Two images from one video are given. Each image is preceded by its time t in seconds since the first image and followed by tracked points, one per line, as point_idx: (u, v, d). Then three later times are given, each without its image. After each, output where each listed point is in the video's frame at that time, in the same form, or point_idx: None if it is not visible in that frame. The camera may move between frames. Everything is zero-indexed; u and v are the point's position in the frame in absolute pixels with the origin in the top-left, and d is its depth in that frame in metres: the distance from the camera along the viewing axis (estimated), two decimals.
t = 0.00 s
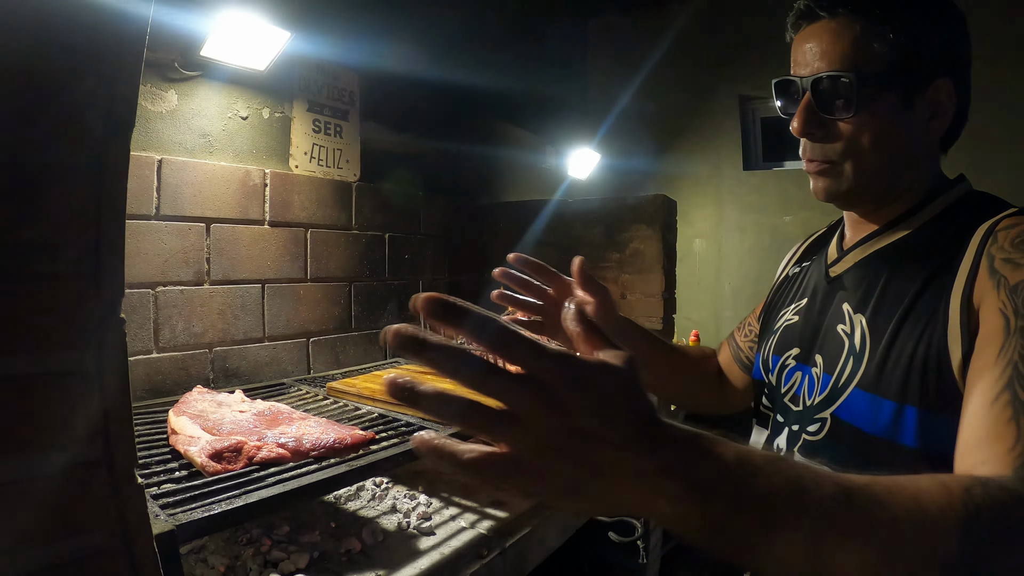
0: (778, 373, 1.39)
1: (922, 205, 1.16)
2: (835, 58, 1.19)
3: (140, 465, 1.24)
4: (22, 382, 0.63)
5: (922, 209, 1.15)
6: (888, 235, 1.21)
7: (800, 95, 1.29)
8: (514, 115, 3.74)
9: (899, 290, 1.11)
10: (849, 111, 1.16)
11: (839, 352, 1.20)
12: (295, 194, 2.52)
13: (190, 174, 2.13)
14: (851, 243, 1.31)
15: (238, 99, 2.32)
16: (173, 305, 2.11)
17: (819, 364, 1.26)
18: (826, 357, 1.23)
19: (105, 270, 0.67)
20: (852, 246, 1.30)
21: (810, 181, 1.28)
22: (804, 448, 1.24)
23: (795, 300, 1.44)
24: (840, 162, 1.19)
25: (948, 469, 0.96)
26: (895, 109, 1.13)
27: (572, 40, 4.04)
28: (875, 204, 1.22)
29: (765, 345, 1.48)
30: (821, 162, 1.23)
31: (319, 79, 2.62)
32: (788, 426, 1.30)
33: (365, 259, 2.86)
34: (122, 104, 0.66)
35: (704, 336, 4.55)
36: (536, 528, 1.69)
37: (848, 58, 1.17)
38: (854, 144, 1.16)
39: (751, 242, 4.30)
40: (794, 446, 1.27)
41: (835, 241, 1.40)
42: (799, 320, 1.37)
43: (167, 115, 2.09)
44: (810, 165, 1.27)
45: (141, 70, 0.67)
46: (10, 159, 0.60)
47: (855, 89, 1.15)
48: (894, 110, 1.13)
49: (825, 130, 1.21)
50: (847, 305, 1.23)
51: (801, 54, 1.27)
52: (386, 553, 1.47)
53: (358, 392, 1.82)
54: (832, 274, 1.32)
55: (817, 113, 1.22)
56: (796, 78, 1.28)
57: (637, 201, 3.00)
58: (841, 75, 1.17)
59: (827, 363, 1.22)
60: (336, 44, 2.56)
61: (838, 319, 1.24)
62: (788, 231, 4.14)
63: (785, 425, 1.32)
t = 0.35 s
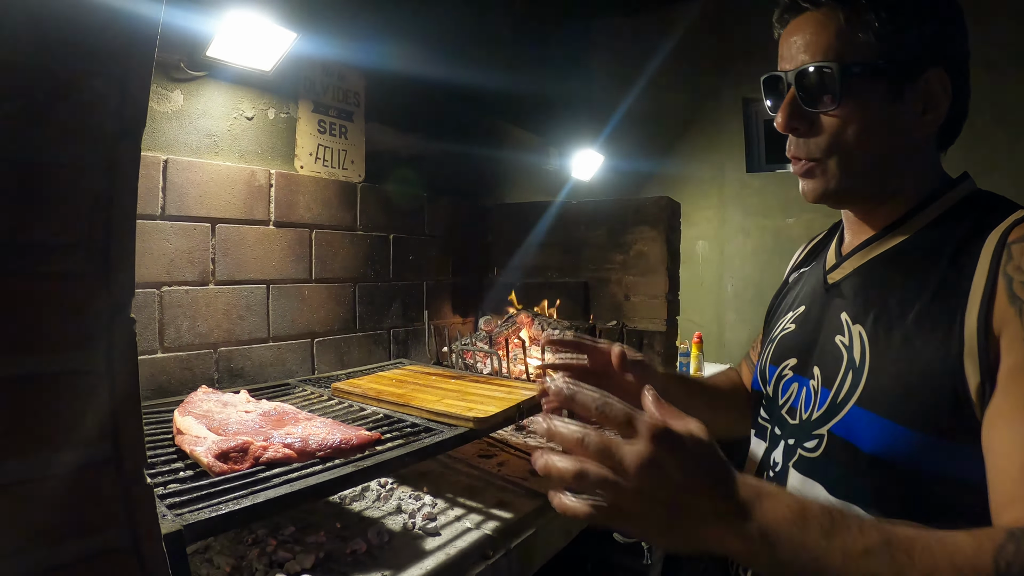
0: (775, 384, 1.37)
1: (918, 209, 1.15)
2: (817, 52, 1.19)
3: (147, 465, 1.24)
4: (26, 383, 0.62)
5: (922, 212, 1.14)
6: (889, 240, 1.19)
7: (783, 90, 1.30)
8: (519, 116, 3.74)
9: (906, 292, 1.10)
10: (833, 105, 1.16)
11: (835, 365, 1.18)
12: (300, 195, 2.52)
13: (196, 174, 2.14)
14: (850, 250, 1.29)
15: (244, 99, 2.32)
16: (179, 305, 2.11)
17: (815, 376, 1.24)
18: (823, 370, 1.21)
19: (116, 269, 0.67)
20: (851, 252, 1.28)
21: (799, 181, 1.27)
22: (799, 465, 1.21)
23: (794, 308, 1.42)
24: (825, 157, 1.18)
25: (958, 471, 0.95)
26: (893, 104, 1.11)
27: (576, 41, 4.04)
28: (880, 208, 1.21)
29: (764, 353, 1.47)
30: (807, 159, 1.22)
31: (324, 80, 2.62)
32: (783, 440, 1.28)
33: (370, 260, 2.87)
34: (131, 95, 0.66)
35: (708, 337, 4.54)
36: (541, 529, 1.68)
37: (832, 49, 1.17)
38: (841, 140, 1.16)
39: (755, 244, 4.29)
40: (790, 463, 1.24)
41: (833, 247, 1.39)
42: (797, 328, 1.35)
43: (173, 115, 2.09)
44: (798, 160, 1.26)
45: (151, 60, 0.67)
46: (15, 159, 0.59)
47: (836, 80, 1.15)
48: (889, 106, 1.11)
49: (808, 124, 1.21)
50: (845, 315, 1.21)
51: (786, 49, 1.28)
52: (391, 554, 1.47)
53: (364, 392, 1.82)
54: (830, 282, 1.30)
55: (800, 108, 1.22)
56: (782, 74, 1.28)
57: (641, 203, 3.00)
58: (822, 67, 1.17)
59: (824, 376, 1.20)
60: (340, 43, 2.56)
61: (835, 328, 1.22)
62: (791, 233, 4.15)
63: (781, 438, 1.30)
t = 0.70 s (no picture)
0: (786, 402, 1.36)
1: (926, 215, 1.14)
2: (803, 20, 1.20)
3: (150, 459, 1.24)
4: (27, 375, 0.61)
5: (931, 218, 1.13)
6: (901, 242, 1.17)
7: (779, 63, 1.31)
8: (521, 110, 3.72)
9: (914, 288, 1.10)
10: (812, 74, 1.17)
11: (847, 388, 1.17)
12: (302, 189, 2.50)
13: (197, 168, 2.12)
14: (858, 257, 1.28)
15: (246, 93, 2.30)
16: (180, 299, 2.10)
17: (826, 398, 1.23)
18: (833, 391, 1.20)
19: (119, 261, 0.66)
20: (861, 257, 1.27)
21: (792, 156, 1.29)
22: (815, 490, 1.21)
23: (803, 315, 1.41)
24: (810, 131, 1.19)
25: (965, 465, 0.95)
26: (888, 80, 1.09)
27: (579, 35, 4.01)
28: (886, 202, 1.20)
29: (774, 364, 1.46)
30: (795, 133, 1.25)
31: (326, 73, 2.60)
32: (796, 462, 1.28)
33: (371, 254, 2.86)
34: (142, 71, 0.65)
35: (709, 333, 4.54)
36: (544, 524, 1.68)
37: (816, 19, 1.17)
38: (823, 112, 1.16)
39: (757, 239, 4.28)
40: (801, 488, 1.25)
41: (840, 251, 1.38)
42: (806, 340, 1.34)
43: (174, 108, 2.07)
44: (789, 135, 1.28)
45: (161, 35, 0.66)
46: (16, 146, 0.58)
47: (814, 47, 1.15)
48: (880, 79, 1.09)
49: (793, 97, 1.22)
50: (855, 333, 1.19)
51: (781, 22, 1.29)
52: (395, 548, 1.47)
53: (366, 387, 1.81)
54: (839, 291, 1.29)
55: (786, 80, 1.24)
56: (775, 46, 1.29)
57: (644, 198, 2.99)
58: (801, 37, 1.18)
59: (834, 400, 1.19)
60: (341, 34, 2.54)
61: (846, 346, 1.21)
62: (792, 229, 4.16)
63: (792, 459, 1.30)
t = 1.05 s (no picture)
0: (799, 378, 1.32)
1: (957, 211, 1.10)
2: None
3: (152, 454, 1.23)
4: (26, 369, 0.60)
5: (962, 213, 1.09)
6: (931, 230, 1.13)
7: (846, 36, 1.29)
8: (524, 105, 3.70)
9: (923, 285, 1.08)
10: (878, 51, 1.15)
11: (852, 364, 1.12)
12: (304, 183, 2.49)
13: (199, 161, 2.11)
14: (888, 238, 1.24)
15: (248, 86, 2.29)
16: (181, 294, 2.09)
17: (836, 373, 1.18)
18: (842, 368, 1.16)
19: (122, 254, 0.65)
20: (891, 240, 1.22)
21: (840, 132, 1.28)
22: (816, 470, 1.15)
23: (830, 296, 1.37)
24: (863, 106, 1.19)
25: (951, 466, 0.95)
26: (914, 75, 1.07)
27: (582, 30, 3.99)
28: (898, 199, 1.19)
29: (795, 339, 1.41)
30: (847, 107, 1.24)
31: (328, 67, 2.59)
32: (802, 440, 1.23)
33: (373, 250, 2.84)
34: (147, 48, 0.64)
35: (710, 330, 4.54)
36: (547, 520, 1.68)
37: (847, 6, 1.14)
38: (881, 91, 1.15)
39: (759, 237, 4.27)
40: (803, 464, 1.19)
41: (874, 240, 1.33)
42: (826, 318, 1.29)
43: (176, 101, 2.06)
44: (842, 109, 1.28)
45: (167, 12, 0.64)
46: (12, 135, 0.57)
47: (886, 23, 1.14)
48: (940, 67, 1.09)
49: (853, 70, 1.22)
50: (867, 311, 1.14)
51: None
52: (397, 545, 1.46)
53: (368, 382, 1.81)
54: (866, 269, 1.25)
55: (849, 55, 1.23)
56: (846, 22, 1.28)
57: (647, 194, 2.98)
58: (875, 10, 1.16)
59: (842, 377, 1.15)
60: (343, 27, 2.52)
61: (857, 325, 1.17)
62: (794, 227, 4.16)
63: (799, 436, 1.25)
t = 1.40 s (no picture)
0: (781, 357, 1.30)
1: (937, 203, 1.03)
2: None
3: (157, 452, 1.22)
4: (33, 369, 0.59)
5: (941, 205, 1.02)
6: (917, 216, 1.06)
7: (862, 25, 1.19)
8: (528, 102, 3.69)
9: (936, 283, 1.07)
10: (885, 52, 1.07)
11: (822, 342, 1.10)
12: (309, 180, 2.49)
13: (204, 159, 2.11)
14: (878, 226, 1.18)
15: (253, 83, 2.28)
16: (186, 292, 2.09)
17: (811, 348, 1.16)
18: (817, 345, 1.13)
19: (127, 253, 0.64)
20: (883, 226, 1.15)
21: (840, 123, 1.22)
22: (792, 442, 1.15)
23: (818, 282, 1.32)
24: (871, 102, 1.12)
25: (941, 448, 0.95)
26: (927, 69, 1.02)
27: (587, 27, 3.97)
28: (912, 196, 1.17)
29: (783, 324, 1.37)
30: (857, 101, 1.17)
31: (333, 65, 2.58)
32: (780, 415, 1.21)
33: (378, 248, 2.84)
34: (151, 44, 0.63)
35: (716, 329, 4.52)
36: (553, 519, 1.67)
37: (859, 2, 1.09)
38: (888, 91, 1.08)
39: (765, 235, 4.25)
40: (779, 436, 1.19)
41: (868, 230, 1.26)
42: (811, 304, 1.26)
43: (181, 99, 2.06)
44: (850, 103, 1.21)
45: (171, 7, 0.63)
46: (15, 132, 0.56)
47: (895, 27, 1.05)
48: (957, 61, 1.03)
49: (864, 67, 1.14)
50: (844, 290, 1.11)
51: None
52: (403, 543, 1.46)
53: (374, 380, 1.80)
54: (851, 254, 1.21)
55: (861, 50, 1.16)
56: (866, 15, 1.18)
57: (652, 192, 2.98)
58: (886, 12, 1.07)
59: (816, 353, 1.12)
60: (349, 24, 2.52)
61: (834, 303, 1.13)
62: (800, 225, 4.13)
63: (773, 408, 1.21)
